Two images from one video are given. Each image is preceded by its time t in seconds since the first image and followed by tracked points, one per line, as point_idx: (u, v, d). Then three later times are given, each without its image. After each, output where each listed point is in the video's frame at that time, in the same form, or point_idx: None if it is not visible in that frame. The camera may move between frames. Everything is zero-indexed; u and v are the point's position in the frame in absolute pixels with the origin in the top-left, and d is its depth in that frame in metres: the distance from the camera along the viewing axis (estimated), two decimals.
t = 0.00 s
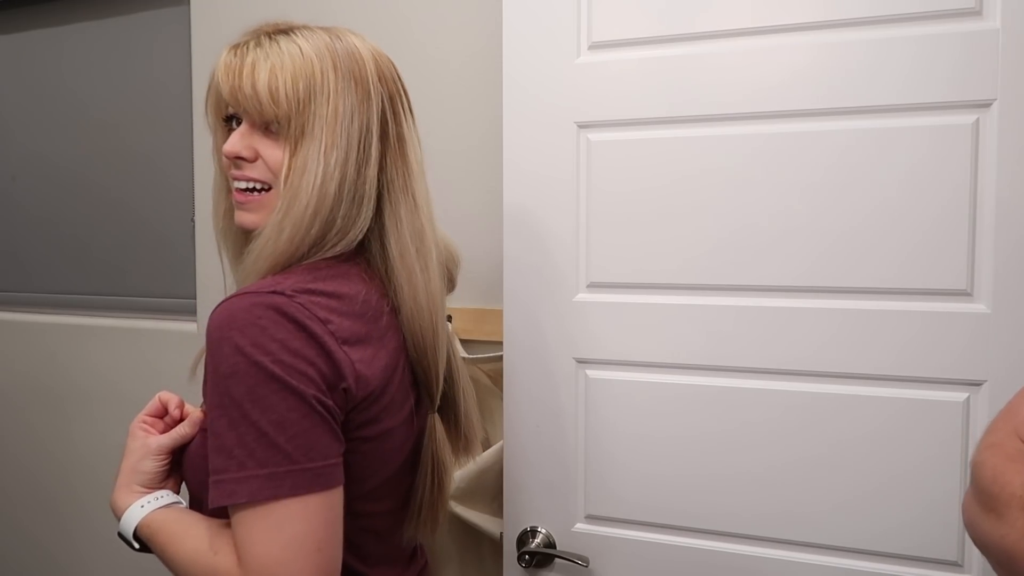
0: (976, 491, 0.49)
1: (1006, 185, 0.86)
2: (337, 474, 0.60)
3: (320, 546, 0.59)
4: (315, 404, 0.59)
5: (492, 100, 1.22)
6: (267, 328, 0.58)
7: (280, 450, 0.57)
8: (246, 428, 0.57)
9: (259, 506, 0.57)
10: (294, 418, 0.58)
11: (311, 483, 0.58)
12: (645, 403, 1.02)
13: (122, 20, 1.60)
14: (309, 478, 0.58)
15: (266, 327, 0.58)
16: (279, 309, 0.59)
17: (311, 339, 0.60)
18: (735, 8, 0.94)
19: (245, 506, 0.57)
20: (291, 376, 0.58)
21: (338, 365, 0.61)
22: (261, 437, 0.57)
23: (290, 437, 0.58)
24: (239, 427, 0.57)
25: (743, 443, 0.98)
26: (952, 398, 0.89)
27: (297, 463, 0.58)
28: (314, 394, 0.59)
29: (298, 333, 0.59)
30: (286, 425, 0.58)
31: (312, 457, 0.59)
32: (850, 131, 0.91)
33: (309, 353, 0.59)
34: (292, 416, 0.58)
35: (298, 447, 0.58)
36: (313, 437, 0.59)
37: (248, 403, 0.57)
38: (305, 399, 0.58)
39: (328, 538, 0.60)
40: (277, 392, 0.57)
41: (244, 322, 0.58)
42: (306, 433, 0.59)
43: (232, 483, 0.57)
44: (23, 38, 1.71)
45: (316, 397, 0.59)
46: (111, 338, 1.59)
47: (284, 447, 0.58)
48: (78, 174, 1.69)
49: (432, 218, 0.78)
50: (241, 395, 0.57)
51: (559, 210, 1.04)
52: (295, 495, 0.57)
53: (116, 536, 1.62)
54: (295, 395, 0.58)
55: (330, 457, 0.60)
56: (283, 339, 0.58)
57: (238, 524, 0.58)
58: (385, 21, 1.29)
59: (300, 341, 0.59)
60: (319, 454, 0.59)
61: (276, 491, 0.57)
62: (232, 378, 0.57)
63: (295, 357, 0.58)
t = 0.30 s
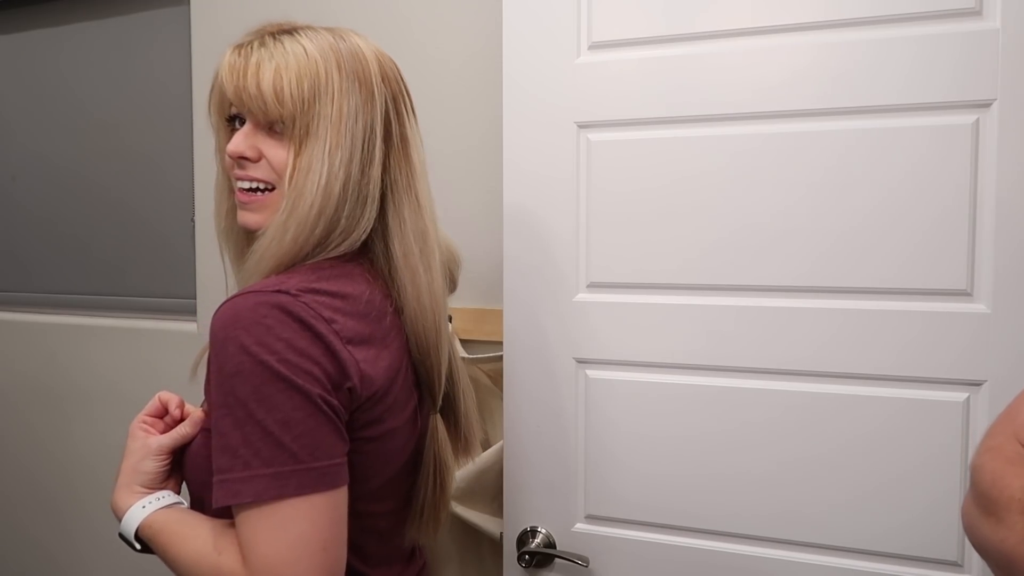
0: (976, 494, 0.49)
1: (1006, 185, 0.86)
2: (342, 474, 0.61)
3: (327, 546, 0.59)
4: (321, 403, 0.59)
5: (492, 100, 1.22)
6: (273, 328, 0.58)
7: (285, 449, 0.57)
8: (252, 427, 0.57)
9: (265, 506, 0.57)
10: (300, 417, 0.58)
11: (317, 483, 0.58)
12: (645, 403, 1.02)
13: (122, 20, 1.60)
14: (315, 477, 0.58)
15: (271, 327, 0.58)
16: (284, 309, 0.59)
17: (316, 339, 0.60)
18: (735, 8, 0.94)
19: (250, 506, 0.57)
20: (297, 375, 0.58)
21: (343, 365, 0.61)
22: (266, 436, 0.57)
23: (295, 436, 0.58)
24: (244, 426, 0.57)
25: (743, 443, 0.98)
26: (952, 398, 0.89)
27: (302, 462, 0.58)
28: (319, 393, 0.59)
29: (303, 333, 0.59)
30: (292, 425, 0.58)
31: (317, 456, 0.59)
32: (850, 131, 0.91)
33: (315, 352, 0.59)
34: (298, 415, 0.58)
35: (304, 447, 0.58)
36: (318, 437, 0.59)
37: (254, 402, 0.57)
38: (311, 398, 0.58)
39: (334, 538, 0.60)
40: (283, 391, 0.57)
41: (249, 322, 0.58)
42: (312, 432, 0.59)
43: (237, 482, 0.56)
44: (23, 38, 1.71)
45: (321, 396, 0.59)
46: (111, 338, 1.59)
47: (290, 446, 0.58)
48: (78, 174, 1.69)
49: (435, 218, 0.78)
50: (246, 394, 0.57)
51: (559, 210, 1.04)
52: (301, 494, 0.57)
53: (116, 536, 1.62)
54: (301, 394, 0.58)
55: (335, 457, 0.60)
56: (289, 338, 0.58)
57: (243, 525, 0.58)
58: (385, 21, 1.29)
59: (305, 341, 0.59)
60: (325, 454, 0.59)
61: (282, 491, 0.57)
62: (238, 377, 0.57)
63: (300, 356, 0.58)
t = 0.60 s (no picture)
0: (974, 494, 0.49)
1: (1006, 185, 0.86)
2: (346, 475, 0.61)
3: (330, 548, 0.59)
4: (324, 405, 0.59)
5: (491, 100, 1.22)
6: (276, 329, 0.58)
7: (289, 451, 0.57)
8: (255, 429, 0.57)
9: (269, 507, 0.57)
10: (304, 418, 0.58)
11: (321, 484, 0.58)
12: (645, 403, 1.02)
13: (122, 20, 1.59)
14: (319, 478, 0.58)
15: (275, 328, 0.58)
16: (288, 310, 0.59)
17: (319, 340, 0.60)
18: (735, 8, 0.94)
19: (254, 507, 0.57)
20: (300, 377, 0.58)
21: (346, 367, 0.61)
22: (270, 437, 0.57)
23: (299, 437, 0.58)
24: (248, 428, 0.57)
25: (743, 443, 0.98)
26: (952, 398, 0.89)
27: (306, 464, 0.58)
28: (323, 394, 0.59)
29: (306, 334, 0.59)
30: (296, 426, 0.58)
31: (322, 458, 0.59)
32: (850, 131, 0.91)
33: (318, 354, 0.59)
34: (302, 417, 0.58)
35: (308, 448, 0.58)
36: (322, 438, 0.59)
37: (257, 404, 0.57)
38: (314, 399, 0.58)
39: (337, 540, 0.60)
40: (287, 392, 0.57)
41: (252, 323, 0.58)
42: (316, 434, 0.59)
43: (241, 484, 0.56)
44: (23, 37, 1.71)
45: (325, 398, 0.59)
46: (110, 338, 1.59)
47: (294, 448, 0.58)
48: (78, 174, 1.69)
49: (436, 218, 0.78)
50: (250, 396, 0.57)
51: (559, 209, 1.04)
52: (305, 496, 0.57)
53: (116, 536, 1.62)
54: (305, 396, 0.58)
55: (339, 458, 0.60)
56: (292, 339, 0.58)
57: (246, 526, 0.58)
58: (385, 21, 1.29)
59: (308, 342, 0.59)
60: (329, 455, 0.59)
61: (286, 493, 0.57)
62: (241, 379, 0.57)
63: (304, 357, 0.58)
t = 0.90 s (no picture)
0: (971, 491, 0.49)
1: (1006, 185, 0.86)
2: (343, 475, 0.61)
3: (328, 547, 0.59)
4: (321, 405, 0.59)
5: (491, 100, 1.22)
6: (273, 329, 0.58)
7: (286, 451, 0.57)
8: (252, 429, 0.57)
9: (266, 508, 0.57)
10: (301, 419, 0.58)
11: (318, 485, 0.58)
12: (645, 403, 1.02)
13: (122, 20, 1.60)
14: (316, 479, 0.58)
15: (271, 328, 0.58)
16: (285, 310, 0.59)
17: (316, 340, 0.60)
18: (735, 8, 0.94)
19: (251, 508, 0.57)
20: (297, 377, 0.58)
21: (343, 367, 0.61)
22: (267, 437, 0.57)
23: (296, 438, 0.58)
24: (244, 428, 0.57)
25: (744, 443, 0.98)
26: (952, 398, 0.89)
27: (303, 464, 0.58)
28: (319, 394, 0.59)
29: (303, 334, 0.59)
30: (292, 426, 0.58)
31: (318, 458, 0.59)
32: (849, 131, 0.91)
33: (315, 354, 0.59)
34: (298, 417, 0.58)
35: (305, 448, 0.58)
36: (319, 439, 0.59)
37: (254, 404, 0.57)
38: (311, 399, 0.58)
39: (334, 539, 0.60)
40: (284, 393, 0.57)
41: (249, 324, 0.58)
42: (313, 434, 0.59)
43: (237, 484, 0.56)
44: (23, 38, 1.71)
45: (321, 398, 0.59)
46: (110, 338, 1.59)
47: (291, 448, 0.58)
48: (78, 174, 1.69)
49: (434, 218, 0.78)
50: (246, 396, 0.57)
51: (559, 209, 1.04)
52: (302, 496, 0.57)
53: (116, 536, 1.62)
54: (301, 396, 0.58)
55: (336, 458, 0.60)
56: (289, 340, 0.58)
57: (244, 527, 0.58)
58: (385, 21, 1.29)
59: (305, 342, 0.59)
60: (325, 456, 0.59)
61: (283, 493, 0.57)
62: (238, 379, 0.57)
63: (300, 357, 0.58)
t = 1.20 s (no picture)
0: (968, 487, 0.49)
1: (1006, 185, 0.86)
2: (340, 477, 0.60)
3: (323, 550, 0.59)
4: (318, 406, 0.59)
5: (491, 100, 1.22)
6: (270, 331, 0.58)
7: (282, 453, 0.57)
8: (248, 431, 0.57)
9: (262, 509, 0.57)
10: (297, 420, 0.58)
11: (314, 487, 0.58)
12: (645, 403, 1.02)
13: (122, 20, 1.60)
14: (312, 480, 0.58)
15: (268, 329, 0.58)
16: (282, 311, 0.59)
17: (312, 341, 0.59)
18: (735, 8, 0.94)
19: (247, 510, 0.57)
20: (293, 379, 0.58)
21: (340, 368, 0.61)
22: (263, 439, 0.57)
23: (293, 439, 0.58)
24: (241, 429, 0.57)
25: (744, 443, 0.98)
26: (952, 398, 0.89)
27: (299, 466, 0.58)
28: (316, 396, 0.59)
29: (300, 335, 0.59)
30: (289, 428, 0.58)
31: (315, 460, 0.59)
32: (849, 131, 0.91)
33: (312, 355, 0.59)
34: (295, 419, 0.58)
35: (302, 450, 0.58)
36: (315, 440, 0.59)
37: (251, 406, 0.57)
38: (307, 401, 0.58)
39: (330, 542, 0.60)
40: (280, 394, 0.57)
41: (246, 325, 0.58)
42: (309, 436, 0.59)
43: (234, 486, 0.57)
44: (23, 38, 1.71)
45: (318, 400, 0.59)
46: (110, 338, 1.59)
47: (287, 450, 0.58)
48: (78, 174, 1.69)
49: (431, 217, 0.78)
50: (243, 398, 0.57)
51: (559, 209, 1.04)
52: (298, 498, 0.57)
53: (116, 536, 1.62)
54: (298, 397, 0.58)
55: (332, 460, 0.60)
56: (285, 341, 0.58)
57: (240, 529, 0.58)
58: (385, 21, 1.29)
59: (302, 343, 0.59)
60: (322, 457, 0.59)
61: (279, 495, 0.57)
62: (235, 380, 0.57)
63: (297, 359, 0.58)
